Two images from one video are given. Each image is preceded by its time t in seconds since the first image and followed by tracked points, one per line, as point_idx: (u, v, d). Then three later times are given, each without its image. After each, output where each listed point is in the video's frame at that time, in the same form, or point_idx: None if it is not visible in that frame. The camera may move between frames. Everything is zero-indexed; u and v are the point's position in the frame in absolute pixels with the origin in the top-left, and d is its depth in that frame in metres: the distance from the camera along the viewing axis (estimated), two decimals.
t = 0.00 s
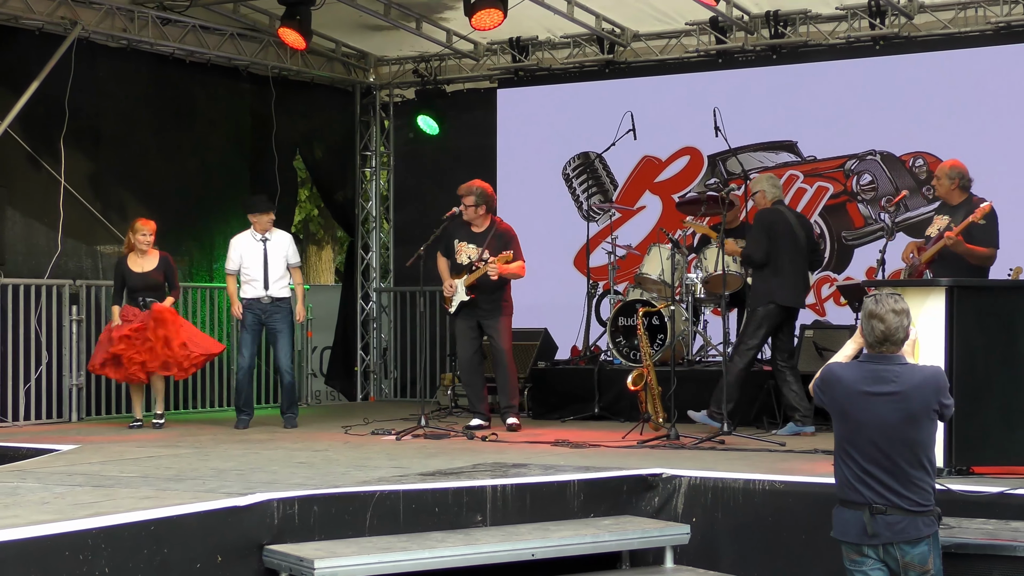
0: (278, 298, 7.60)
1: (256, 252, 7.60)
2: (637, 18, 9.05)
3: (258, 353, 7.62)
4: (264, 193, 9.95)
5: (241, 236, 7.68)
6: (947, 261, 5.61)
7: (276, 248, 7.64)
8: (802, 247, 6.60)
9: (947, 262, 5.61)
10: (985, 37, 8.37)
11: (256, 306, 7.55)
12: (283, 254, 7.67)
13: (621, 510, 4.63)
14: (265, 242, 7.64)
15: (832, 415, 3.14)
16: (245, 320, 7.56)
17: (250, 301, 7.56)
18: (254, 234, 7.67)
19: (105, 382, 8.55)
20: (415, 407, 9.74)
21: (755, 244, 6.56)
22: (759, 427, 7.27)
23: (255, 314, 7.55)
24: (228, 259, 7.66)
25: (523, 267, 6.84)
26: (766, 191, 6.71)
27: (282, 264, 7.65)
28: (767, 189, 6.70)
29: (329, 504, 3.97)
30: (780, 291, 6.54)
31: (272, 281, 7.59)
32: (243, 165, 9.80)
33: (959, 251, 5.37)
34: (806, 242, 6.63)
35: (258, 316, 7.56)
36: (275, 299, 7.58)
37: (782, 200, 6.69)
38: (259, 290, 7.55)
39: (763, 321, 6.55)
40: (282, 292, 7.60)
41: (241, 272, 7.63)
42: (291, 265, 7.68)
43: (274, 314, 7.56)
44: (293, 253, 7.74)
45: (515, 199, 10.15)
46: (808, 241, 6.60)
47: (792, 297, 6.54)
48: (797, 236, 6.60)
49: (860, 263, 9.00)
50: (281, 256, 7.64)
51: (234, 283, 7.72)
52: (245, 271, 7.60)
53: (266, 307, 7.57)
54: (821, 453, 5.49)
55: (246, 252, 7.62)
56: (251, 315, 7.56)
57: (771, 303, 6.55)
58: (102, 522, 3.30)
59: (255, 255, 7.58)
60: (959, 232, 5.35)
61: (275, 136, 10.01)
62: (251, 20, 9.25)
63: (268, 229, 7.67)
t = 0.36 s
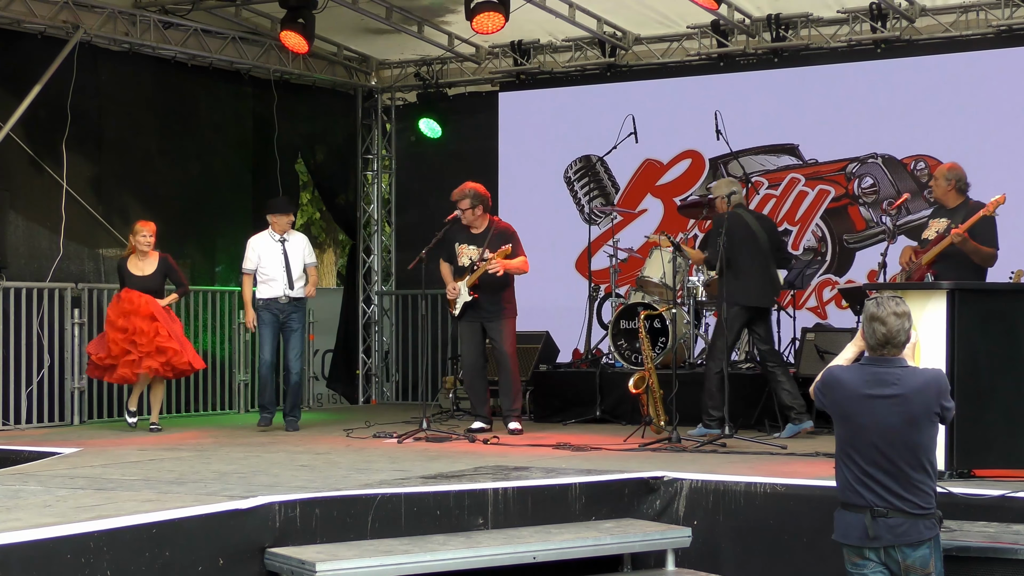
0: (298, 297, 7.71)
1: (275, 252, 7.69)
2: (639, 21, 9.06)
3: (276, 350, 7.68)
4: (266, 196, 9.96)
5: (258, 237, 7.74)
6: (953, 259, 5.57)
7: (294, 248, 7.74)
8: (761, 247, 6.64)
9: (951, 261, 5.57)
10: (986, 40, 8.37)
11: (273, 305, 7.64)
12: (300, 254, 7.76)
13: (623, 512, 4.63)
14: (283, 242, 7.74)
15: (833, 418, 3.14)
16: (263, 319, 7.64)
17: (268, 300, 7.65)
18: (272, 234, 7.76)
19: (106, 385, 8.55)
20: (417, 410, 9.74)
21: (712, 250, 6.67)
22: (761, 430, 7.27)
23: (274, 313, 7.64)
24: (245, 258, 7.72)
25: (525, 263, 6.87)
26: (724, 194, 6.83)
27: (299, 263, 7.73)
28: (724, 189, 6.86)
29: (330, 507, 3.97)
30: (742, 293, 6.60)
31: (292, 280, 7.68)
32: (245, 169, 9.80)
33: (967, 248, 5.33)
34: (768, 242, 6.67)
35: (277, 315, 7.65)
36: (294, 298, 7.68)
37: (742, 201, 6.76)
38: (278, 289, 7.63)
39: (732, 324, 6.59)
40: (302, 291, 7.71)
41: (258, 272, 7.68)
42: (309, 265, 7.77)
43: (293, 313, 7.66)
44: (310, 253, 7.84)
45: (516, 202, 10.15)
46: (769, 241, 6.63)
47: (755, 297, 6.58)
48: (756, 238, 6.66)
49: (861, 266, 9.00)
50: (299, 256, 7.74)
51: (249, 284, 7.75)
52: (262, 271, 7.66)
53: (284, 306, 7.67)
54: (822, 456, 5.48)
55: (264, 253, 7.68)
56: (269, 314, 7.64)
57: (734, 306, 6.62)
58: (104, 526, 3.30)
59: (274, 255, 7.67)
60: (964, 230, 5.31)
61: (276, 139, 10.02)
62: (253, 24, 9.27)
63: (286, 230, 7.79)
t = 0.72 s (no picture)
0: (296, 298, 7.68)
1: (276, 252, 7.71)
2: (639, 22, 9.05)
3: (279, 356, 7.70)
4: (266, 196, 9.97)
5: (260, 236, 7.76)
6: (941, 262, 5.58)
7: (296, 249, 7.76)
8: (730, 247, 6.58)
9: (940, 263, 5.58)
10: (985, 41, 8.37)
11: (273, 306, 7.63)
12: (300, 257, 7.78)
13: (622, 513, 4.63)
14: (286, 242, 7.76)
15: (833, 418, 3.12)
16: (265, 322, 7.64)
17: (269, 301, 7.64)
18: (275, 234, 7.78)
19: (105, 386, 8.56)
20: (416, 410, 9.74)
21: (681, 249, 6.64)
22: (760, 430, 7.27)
23: (274, 315, 7.64)
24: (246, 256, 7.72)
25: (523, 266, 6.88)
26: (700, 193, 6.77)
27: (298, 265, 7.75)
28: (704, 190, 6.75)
29: (329, 507, 3.98)
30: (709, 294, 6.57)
31: (292, 281, 7.68)
32: (244, 169, 9.81)
33: (952, 249, 5.39)
34: (736, 242, 6.60)
35: (277, 317, 7.64)
36: (292, 299, 7.66)
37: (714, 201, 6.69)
38: (278, 289, 7.63)
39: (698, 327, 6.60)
40: (302, 292, 7.70)
41: (258, 269, 7.70)
42: (308, 269, 7.80)
43: (292, 313, 7.65)
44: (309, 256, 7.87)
45: (516, 203, 10.15)
46: (737, 240, 6.57)
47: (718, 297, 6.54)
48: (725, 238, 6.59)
49: (861, 267, 9.01)
50: (298, 259, 7.75)
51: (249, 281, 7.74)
52: (263, 269, 7.68)
53: (284, 307, 7.66)
54: (821, 457, 5.49)
55: (265, 251, 7.70)
56: (271, 317, 7.64)
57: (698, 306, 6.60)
58: (103, 527, 3.30)
59: (275, 254, 7.70)
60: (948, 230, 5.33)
61: (276, 140, 10.03)
62: (253, 24, 9.27)
63: (288, 231, 7.80)
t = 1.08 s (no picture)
0: (301, 301, 7.74)
1: (282, 255, 7.70)
2: (637, 21, 9.05)
3: (282, 357, 7.71)
4: (264, 195, 9.97)
5: (266, 239, 7.75)
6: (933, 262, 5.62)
7: (301, 252, 7.77)
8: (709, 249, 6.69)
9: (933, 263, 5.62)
10: (983, 40, 8.38)
11: (279, 308, 7.66)
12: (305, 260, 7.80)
13: (620, 512, 4.63)
14: (290, 244, 7.76)
15: (834, 417, 3.11)
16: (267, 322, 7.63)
17: (274, 302, 7.66)
18: (280, 236, 7.77)
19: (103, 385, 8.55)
20: (414, 410, 9.73)
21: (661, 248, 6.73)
22: (757, 429, 7.27)
23: (279, 317, 7.65)
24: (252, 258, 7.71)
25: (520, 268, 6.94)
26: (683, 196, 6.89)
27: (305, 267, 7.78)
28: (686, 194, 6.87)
29: (327, 507, 3.98)
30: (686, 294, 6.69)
31: (298, 282, 7.72)
32: (242, 168, 9.81)
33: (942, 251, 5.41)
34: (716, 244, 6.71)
35: (282, 319, 7.66)
36: (298, 301, 7.71)
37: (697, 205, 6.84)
38: (284, 292, 7.66)
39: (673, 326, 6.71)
40: (307, 295, 7.76)
41: (264, 271, 7.69)
42: (312, 271, 7.82)
43: (298, 316, 7.69)
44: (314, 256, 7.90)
45: (514, 202, 10.15)
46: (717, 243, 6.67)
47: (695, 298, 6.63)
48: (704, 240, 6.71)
49: (858, 266, 9.02)
50: (304, 260, 7.77)
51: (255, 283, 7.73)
52: (269, 271, 7.68)
53: (289, 308, 7.69)
54: (819, 456, 5.49)
55: (271, 254, 7.69)
56: (275, 317, 7.65)
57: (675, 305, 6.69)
58: (101, 526, 3.30)
59: (281, 258, 7.68)
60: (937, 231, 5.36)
61: (274, 139, 10.02)
62: (250, 23, 9.26)
63: (294, 233, 7.80)
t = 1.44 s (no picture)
0: (308, 301, 7.73)
1: (287, 255, 7.72)
2: (634, 23, 9.07)
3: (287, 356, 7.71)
4: (262, 197, 9.97)
5: (270, 240, 7.77)
6: (934, 261, 5.63)
7: (306, 251, 7.79)
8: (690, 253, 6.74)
9: (932, 262, 5.64)
10: (980, 41, 8.39)
11: (285, 308, 7.65)
12: (311, 258, 7.83)
13: (618, 513, 4.63)
14: (295, 245, 7.77)
15: (835, 417, 3.09)
16: (275, 320, 7.65)
17: (279, 303, 7.65)
18: (283, 238, 7.77)
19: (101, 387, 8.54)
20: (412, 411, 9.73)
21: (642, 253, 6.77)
22: (755, 430, 7.27)
23: (285, 316, 7.65)
24: (258, 261, 7.72)
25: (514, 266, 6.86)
26: (664, 199, 6.94)
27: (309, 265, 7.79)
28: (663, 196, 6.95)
29: (326, 509, 3.98)
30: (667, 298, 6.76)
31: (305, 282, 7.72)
32: (240, 169, 9.81)
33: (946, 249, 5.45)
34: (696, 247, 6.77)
35: (289, 317, 7.66)
36: (305, 301, 7.70)
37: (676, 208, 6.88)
38: (290, 292, 7.66)
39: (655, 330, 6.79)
40: (314, 294, 7.75)
41: (270, 273, 7.70)
42: (319, 268, 7.85)
43: (304, 316, 7.68)
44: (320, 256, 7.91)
45: (511, 203, 10.15)
46: (697, 246, 6.74)
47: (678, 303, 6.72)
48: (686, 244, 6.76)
49: (856, 267, 9.02)
50: (310, 258, 7.80)
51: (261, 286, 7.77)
52: (274, 274, 7.67)
53: (296, 309, 7.69)
54: (817, 457, 5.49)
55: (277, 256, 7.70)
56: (281, 316, 7.65)
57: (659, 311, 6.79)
58: (98, 528, 3.29)
59: (287, 259, 7.70)
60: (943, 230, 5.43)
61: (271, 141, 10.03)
62: (248, 25, 9.26)
63: (297, 234, 7.82)
